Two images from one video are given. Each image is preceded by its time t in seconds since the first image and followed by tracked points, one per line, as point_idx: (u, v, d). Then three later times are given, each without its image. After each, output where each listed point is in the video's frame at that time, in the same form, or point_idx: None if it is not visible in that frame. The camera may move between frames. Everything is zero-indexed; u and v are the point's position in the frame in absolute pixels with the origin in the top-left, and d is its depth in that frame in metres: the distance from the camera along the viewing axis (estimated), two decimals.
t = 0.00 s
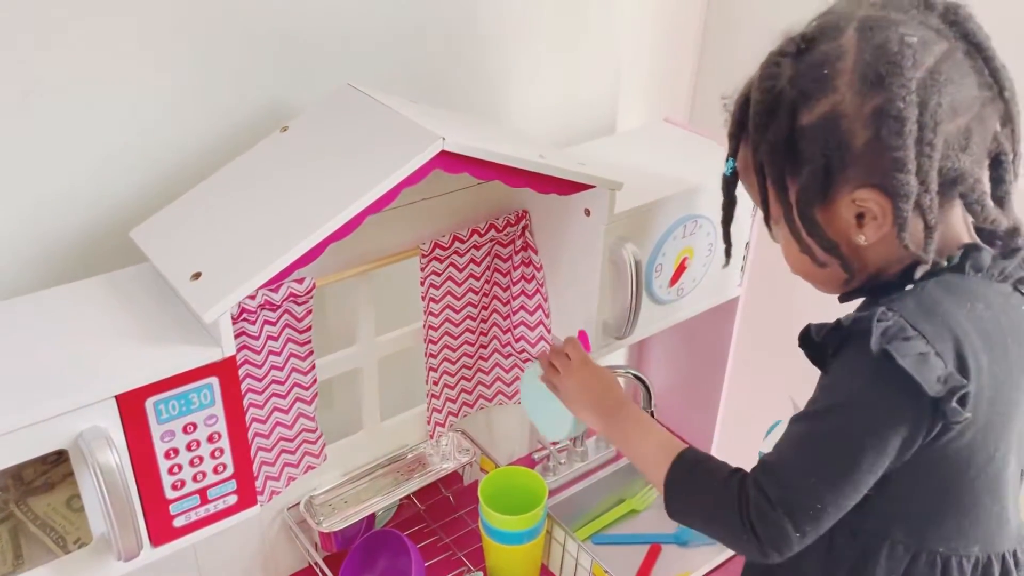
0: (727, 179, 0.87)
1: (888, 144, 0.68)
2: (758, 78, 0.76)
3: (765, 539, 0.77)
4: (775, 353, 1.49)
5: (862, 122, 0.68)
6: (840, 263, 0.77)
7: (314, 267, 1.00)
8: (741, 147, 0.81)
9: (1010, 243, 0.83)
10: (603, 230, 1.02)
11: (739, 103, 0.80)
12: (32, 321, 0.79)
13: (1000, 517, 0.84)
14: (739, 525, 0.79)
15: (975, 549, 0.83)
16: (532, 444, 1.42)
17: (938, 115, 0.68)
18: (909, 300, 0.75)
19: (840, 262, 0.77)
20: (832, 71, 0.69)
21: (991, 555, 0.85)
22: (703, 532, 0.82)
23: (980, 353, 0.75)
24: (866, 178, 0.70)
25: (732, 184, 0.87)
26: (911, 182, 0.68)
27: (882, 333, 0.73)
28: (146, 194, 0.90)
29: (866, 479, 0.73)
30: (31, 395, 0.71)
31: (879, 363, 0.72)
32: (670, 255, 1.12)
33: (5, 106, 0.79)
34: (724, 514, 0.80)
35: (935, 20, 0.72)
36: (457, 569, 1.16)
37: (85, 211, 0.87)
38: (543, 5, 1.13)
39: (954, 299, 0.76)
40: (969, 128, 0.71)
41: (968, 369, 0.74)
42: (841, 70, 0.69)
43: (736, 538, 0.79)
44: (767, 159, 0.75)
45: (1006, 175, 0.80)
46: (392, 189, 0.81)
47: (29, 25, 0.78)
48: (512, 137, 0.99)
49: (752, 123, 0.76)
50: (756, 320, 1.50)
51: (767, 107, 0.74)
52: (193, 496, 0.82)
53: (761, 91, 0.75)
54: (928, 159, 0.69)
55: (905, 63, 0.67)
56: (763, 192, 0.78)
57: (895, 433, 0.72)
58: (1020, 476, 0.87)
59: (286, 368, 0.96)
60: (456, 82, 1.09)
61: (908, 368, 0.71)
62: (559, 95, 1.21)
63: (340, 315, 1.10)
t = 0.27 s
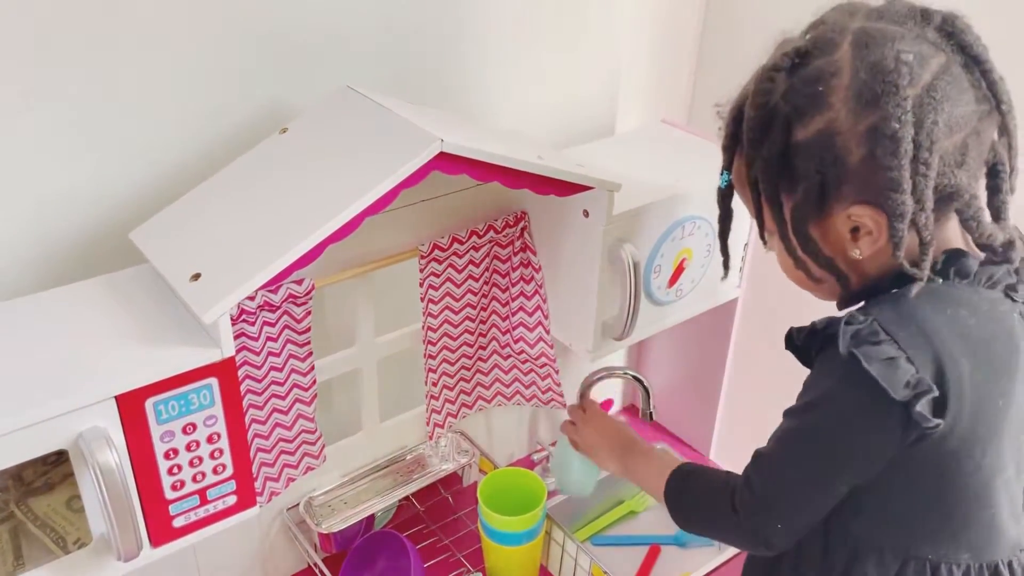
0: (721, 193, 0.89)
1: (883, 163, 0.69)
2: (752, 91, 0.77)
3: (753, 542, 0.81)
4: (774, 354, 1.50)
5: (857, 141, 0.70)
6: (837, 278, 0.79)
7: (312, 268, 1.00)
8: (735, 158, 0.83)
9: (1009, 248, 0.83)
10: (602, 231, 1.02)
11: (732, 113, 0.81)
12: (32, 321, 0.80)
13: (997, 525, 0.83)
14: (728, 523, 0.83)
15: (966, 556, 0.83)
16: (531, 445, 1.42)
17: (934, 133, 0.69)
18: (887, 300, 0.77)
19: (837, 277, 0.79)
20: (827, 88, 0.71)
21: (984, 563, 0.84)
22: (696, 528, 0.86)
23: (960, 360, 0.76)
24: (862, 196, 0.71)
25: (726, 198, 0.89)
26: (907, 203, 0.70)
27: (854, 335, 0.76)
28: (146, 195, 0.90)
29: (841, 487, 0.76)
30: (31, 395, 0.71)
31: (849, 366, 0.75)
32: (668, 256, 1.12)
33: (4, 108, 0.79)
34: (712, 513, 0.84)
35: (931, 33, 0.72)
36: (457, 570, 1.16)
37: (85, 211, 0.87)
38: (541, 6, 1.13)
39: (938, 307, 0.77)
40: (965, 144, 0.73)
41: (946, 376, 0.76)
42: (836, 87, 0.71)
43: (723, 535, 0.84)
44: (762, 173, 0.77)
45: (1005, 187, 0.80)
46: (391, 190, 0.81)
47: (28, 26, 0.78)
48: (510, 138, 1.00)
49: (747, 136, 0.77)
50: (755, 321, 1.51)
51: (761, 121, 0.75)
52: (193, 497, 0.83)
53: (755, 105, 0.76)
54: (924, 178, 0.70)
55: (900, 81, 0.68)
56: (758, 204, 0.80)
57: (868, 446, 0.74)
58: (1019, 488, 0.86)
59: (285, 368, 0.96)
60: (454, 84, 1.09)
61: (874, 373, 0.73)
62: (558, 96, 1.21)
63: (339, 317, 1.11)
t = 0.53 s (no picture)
0: (716, 204, 0.92)
1: (871, 186, 0.72)
2: (744, 107, 0.79)
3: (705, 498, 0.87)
4: (775, 354, 1.50)
5: (846, 162, 0.72)
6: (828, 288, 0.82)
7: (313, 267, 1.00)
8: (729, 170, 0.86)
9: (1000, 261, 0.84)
10: (602, 230, 1.02)
11: (726, 125, 0.84)
12: (33, 320, 0.80)
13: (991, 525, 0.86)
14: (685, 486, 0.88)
15: (960, 554, 0.86)
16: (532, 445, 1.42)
17: (922, 155, 0.72)
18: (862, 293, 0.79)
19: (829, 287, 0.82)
20: (815, 111, 0.73)
21: (980, 561, 0.87)
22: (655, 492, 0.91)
23: (937, 362, 0.78)
24: (852, 213, 0.74)
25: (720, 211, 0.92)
26: (896, 223, 0.73)
27: (830, 325, 0.79)
28: (147, 194, 0.91)
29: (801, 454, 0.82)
30: (33, 393, 0.71)
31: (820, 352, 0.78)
32: (669, 255, 1.12)
33: (5, 106, 0.79)
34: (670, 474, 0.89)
35: (921, 50, 0.73)
36: (458, 569, 1.16)
37: (87, 210, 0.88)
38: (541, 6, 1.13)
39: (920, 315, 0.79)
40: (956, 160, 0.74)
41: (924, 373, 0.78)
42: (824, 109, 0.73)
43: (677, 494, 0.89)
44: (755, 189, 0.80)
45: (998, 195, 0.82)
46: (395, 187, 0.81)
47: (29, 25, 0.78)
48: (512, 137, 1.00)
49: (739, 152, 0.80)
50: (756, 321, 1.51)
51: (753, 138, 0.78)
52: (195, 494, 0.83)
53: (746, 122, 0.78)
54: (912, 199, 0.72)
55: (887, 105, 0.70)
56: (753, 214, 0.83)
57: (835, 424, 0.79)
58: (1016, 490, 0.87)
59: (286, 367, 0.96)
60: (455, 83, 1.09)
61: (843, 363, 0.76)
62: (558, 96, 1.21)
63: (341, 316, 1.11)
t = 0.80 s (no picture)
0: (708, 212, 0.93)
1: (853, 197, 0.73)
2: (733, 117, 0.81)
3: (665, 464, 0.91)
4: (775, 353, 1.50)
5: (829, 172, 0.74)
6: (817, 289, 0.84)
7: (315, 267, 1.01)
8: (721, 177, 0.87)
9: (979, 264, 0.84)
10: (603, 229, 1.03)
11: (717, 133, 0.85)
12: (37, 320, 0.80)
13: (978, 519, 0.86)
14: (646, 455, 0.93)
15: (947, 549, 0.87)
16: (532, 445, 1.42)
17: (903, 166, 0.72)
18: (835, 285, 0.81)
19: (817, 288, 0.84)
20: (799, 124, 0.74)
21: (968, 557, 0.87)
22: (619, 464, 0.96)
23: (901, 356, 0.80)
24: (836, 220, 0.75)
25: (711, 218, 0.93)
26: (877, 232, 0.74)
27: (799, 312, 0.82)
28: (149, 194, 0.91)
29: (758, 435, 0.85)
30: (36, 392, 0.72)
31: (785, 336, 0.81)
32: (669, 255, 1.13)
33: (7, 107, 0.80)
34: (632, 446, 0.94)
35: (903, 63, 0.74)
36: (459, 569, 1.17)
37: (89, 211, 0.88)
38: (541, 8, 1.14)
39: (892, 313, 0.80)
40: (937, 169, 0.75)
41: (887, 364, 0.79)
42: (808, 123, 0.74)
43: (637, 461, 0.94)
44: (744, 197, 0.82)
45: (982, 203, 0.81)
46: (396, 187, 0.82)
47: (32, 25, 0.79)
48: (512, 138, 1.00)
49: (729, 161, 0.82)
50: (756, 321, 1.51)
51: (741, 148, 0.80)
52: (197, 494, 0.83)
53: (735, 132, 0.80)
54: (892, 209, 0.74)
55: (868, 119, 0.71)
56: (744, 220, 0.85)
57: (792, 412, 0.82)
58: (1001, 487, 0.87)
59: (288, 367, 0.96)
60: (455, 84, 1.10)
61: (803, 347, 0.79)
62: (558, 97, 1.22)
63: (342, 316, 1.11)
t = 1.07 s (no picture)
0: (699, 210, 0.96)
1: (837, 183, 0.74)
2: (719, 118, 0.83)
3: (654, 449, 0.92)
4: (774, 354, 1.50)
5: (813, 162, 0.74)
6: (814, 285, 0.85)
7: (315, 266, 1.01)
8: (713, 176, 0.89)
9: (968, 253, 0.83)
10: (602, 228, 1.03)
11: (706, 139, 0.87)
12: (37, 319, 0.81)
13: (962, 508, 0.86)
14: (638, 440, 0.93)
15: (929, 537, 0.87)
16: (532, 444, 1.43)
17: (884, 151, 0.72)
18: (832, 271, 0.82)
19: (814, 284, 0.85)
20: (781, 117, 0.75)
21: (952, 546, 0.87)
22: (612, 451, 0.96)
23: (891, 340, 0.79)
24: (825, 210, 0.76)
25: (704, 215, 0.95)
26: (863, 217, 0.74)
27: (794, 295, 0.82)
28: (150, 194, 0.91)
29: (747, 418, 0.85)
30: (36, 391, 0.72)
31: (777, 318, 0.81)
32: (668, 255, 1.13)
33: (8, 106, 0.80)
34: (625, 430, 0.93)
35: (876, 54, 0.75)
36: (458, 568, 1.17)
37: (90, 210, 0.88)
38: (540, 8, 1.14)
39: (885, 301, 0.80)
40: (919, 155, 0.75)
41: (875, 348, 0.79)
42: (789, 115, 0.75)
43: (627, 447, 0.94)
44: (734, 195, 0.83)
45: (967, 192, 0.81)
46: (395, 187, 0.82)
47: (32, 25, 0.79)
48: (511, 137, 1.00)
49: (718, 160, 0.83)
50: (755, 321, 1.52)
51: (728, 147, 0.82)
52: (197, 492, 0.83)
53: (722, 132, 0.82)
54: (877, 194, 0.74)
55: (845, 107, 0.72)
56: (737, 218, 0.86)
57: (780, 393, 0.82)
58: (987, 478, 0.86)
59: (288, 366, 0.97)
60: (454, 84, 1.10)
61: (796, 328, 0.80)
62: (557, 97, 1.22)
63: (342, 315, 1.11)
